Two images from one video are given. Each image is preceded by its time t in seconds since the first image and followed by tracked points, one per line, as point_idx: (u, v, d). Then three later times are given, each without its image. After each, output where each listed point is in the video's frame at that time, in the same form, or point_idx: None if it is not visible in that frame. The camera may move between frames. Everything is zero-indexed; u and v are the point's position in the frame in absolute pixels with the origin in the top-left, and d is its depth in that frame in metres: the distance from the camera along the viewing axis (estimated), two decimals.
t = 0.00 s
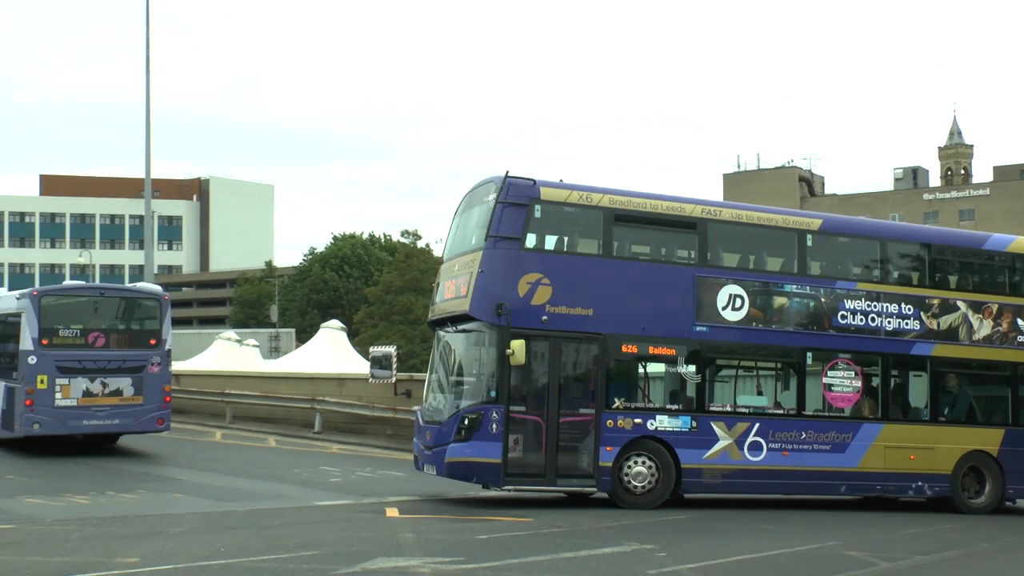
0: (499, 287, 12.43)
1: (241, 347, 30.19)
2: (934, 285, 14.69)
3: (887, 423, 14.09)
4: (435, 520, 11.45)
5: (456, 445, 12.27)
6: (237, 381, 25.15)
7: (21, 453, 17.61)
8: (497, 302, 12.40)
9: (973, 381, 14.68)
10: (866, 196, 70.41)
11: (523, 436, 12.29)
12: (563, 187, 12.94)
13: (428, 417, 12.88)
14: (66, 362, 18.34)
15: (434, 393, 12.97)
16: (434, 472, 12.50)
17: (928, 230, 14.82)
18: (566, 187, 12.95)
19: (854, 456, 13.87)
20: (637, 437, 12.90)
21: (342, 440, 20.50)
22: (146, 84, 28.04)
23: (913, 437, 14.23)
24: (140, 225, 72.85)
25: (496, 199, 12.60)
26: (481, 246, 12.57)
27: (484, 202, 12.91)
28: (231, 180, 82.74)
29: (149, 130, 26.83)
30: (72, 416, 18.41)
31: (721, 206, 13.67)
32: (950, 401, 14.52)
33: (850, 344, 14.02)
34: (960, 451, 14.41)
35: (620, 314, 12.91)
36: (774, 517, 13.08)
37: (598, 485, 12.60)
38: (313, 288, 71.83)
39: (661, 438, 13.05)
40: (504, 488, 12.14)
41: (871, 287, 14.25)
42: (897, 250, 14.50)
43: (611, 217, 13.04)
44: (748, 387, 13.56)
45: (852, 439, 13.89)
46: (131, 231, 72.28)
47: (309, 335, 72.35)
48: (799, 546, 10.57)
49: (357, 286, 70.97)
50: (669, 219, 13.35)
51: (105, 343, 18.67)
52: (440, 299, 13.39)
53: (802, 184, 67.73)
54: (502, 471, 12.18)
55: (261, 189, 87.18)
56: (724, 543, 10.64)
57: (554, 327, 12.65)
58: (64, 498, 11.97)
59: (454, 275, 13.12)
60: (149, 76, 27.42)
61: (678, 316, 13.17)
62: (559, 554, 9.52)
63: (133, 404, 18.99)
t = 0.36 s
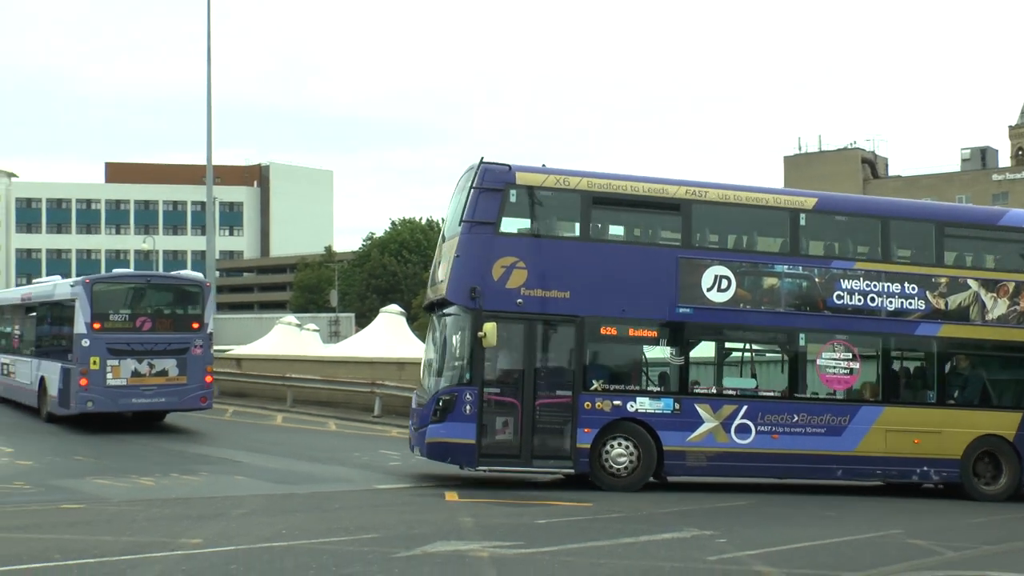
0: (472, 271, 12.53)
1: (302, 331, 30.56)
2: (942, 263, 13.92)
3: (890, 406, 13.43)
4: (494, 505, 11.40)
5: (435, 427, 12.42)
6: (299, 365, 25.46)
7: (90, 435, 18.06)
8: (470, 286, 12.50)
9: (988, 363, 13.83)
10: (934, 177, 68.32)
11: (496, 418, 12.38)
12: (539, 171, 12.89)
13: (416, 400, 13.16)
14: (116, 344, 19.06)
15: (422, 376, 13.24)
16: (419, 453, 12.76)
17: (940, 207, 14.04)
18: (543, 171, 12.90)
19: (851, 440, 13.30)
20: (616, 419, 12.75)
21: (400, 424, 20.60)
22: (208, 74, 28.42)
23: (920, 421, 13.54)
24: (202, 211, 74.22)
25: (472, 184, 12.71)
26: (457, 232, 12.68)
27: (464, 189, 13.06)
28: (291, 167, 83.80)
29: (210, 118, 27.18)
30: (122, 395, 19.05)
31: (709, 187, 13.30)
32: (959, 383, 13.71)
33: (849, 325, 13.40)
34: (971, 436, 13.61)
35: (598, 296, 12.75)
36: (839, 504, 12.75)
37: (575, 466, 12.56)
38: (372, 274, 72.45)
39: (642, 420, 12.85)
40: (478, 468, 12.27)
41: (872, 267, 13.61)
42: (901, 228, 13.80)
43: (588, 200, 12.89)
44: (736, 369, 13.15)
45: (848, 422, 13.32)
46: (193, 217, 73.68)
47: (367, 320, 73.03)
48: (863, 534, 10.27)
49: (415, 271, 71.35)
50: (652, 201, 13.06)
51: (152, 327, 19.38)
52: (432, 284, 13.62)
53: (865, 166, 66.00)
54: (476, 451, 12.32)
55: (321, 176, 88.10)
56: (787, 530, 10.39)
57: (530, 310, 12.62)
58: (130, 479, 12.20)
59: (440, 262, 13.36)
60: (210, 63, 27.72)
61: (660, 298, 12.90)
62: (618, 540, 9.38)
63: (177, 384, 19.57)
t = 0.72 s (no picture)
0: (454, 264, 12.67)
1: (367, 324, 30.83)
2: (952, 250, 13.08)
3: (889, 397, 12.78)
4: (557, 497, 11.31)
5: (423, 414, 12.57)
6: (364, 357, 25.68)
7: (162, 425, 18.47)
8: (453, 278, 12.65)
9: (1002, 354, 12.96)
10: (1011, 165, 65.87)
11: (480, 404, 12.52)
12: (525, 164, 12.88)
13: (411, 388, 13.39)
14: (170, 335, 19.94)
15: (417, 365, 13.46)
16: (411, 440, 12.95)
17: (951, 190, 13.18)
18: (528, 164, 12.88)
19: (847, 431, 12.68)
20: (600, 408, 12.63)
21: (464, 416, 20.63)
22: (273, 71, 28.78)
23: (922, 412, 12.80)
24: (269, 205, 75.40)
25: (458, 179, 12.83)
26: (444, 226, 12.86)
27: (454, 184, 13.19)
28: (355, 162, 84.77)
29: (276, 114, 27.54)
30: (177, 382, 19.95)
31: (699, 175, 12.92)
32: (969, 373, 12.91)
33: (845, 314, 12.80)
34: (979, 429, 12.77)
35: (582, 286, 12.65)
36: (912, 500, 12.34)
37: (558, 454, 12.51)
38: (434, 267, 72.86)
39: (626, 409, 12.66)
40: (461, 455, 12.42)
41: (872, 255, 12.91)
42: (905, 213, 13.00)
43: (571, 191, 12.77)
44: (724, 359, 12.76)
45: (845, 413, 12.70)
46: (259, 211, 74.89)
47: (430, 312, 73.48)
48: (937, 530, 9.92)
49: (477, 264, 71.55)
50: (639, 191, 12.81)
51: (204, 319, 20.27)
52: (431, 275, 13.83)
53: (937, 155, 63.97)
54: (459, 439, 12.47)
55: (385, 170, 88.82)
56: (859, 526, 10.07)
57: (512, 301, 12.67)
58: (199, 469, 12.41)
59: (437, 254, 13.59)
60: (275, 59, 28.07)
61: (644, 288, 12.67)
62: (682, 534, 9.20)
63: (228, 373, 20.49)
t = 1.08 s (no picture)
0: (424, 256, 13.18)
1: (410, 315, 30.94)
2: (931, 238, 12.77)
3: (859, 386, 12.63)
4: (600, 489, 11.24)
5: (398, 400, 13.13)
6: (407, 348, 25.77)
7: (209, 415, 18.74)
8: (421, 269, 13.20)
9: (978, 343, 12.65)
10: None
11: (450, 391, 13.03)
12: (491, 158, 13.26)
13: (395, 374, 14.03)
14: (203, 325, 21.10)
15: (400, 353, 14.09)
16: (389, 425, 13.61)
17: (931, 176, 12.87)
18: (494, 158, 13.25)
19: (816, 421, 12.60)
20: (563, 396, 12.91)
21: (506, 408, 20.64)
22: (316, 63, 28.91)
23: (894, 403, 12.58)
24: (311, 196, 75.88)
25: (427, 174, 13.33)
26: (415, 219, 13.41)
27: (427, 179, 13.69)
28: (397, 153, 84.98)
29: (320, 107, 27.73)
30: (209, 369, 21.11)
31: (665, 166, 13.04)
32: (946, 362, 12.62)
33: (814, 303, 12.70)
34: (953, 420, 12.50)
35: (545, 276, 12.97)
36: (964, 494, 12.06)
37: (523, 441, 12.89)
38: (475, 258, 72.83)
39: (591, 397, 12.91)
40: (428, 440, 12.96)
41: (844, 244, 12.74)
42: (877, 200, 12.80)
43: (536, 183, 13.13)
44: (689, 347, 12.89)
45: (813, 403, 12.62)
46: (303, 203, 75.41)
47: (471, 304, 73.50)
48: (988, 525, 9.68)
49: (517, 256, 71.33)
50: (606, 182, 13.02)
51: (234, 310, 21.38)
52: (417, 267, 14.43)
53: (988, 142, 62.35)
54: (426, 424, 13.00)
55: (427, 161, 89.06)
56: (908, 520, 9.87)
57: (478, 291, 13.11)
58: (244, 459, 12.55)
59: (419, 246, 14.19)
60: (319, 51, 28.23)
61: (609, 278, 12.88)
62: (726, 527, 9.09)
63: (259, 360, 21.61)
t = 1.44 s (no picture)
0: (403, 249, 14.03)
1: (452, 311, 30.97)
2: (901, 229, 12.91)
3: (826, 377, 12.84)
4: (642, 485, 11.15)
5: (378, 386, 14.05)
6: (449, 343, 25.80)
7: (253, 409, 18.94)
8: (400, 262, 14.06)
9: (947, 334, 12.74)
10: None
11: (426, 379, 13.91)
12: (465, 154, 14.04)
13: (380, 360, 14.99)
14: (236, 319, 21.53)
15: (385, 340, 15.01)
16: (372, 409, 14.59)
17: (902, 167, 13.00)
18: (468, 154, 14.03)
19: (781, 411, 12.90)
20: (532, 384, 13.63)
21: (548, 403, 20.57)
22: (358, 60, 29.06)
23: (861, 394, 12.74)
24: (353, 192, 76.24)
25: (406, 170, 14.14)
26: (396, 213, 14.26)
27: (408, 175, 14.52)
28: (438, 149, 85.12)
29: (362, 103, 27.89)
30: (242, 361, 21.53)
31: (634, 159, 13.57)
32: (916, 354, 12.76)
33: (779, 294, 13.03)
34: (920, 411, 12.62)
35: (515, 269, 13.71)
36: (1015, 493, 11.77)
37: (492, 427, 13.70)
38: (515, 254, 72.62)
39: (558, 385, 13.58)
40: (403, 425, 13.87)
41: (810, 235, 13.04)
42: (843, 190, 13.04)
43: (510, 179, 13.84)
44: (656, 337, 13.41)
45: (780, 393, 12.93)
46: (344, 199, 75.73)
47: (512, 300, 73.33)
48: None
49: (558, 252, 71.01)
50: (575, 177, 13.65)
51: (267, 304, 21.76)
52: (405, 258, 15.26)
53: None
54: (401, 410, 13.92)
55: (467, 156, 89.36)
56: (957, 518, 9.65)
57: (452, 282, 13.92)
58: (287, 453, 12.67)
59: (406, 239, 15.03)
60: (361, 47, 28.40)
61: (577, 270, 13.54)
62: (768, 523, 8.95)
63: (291, 353, 21.93)
